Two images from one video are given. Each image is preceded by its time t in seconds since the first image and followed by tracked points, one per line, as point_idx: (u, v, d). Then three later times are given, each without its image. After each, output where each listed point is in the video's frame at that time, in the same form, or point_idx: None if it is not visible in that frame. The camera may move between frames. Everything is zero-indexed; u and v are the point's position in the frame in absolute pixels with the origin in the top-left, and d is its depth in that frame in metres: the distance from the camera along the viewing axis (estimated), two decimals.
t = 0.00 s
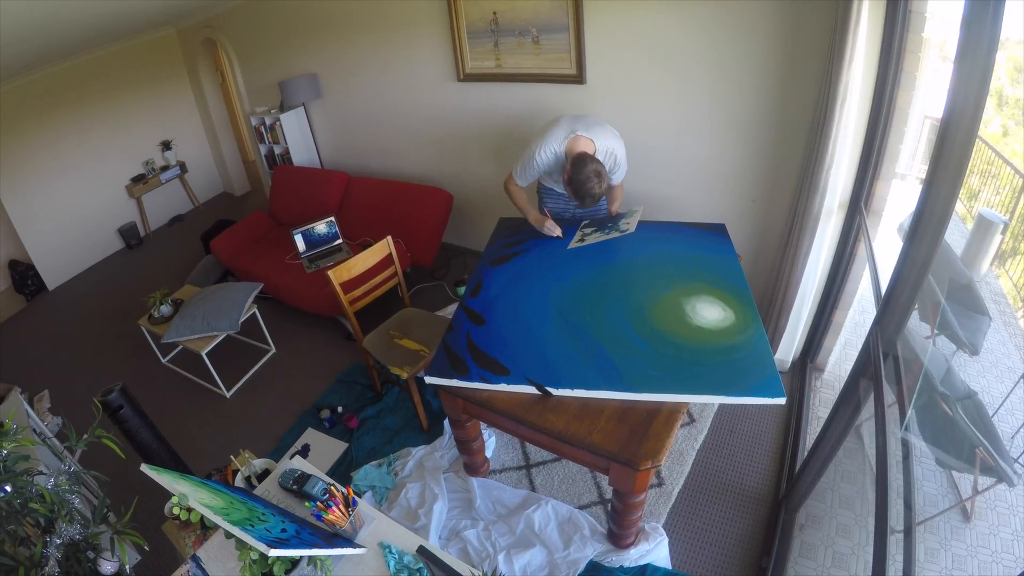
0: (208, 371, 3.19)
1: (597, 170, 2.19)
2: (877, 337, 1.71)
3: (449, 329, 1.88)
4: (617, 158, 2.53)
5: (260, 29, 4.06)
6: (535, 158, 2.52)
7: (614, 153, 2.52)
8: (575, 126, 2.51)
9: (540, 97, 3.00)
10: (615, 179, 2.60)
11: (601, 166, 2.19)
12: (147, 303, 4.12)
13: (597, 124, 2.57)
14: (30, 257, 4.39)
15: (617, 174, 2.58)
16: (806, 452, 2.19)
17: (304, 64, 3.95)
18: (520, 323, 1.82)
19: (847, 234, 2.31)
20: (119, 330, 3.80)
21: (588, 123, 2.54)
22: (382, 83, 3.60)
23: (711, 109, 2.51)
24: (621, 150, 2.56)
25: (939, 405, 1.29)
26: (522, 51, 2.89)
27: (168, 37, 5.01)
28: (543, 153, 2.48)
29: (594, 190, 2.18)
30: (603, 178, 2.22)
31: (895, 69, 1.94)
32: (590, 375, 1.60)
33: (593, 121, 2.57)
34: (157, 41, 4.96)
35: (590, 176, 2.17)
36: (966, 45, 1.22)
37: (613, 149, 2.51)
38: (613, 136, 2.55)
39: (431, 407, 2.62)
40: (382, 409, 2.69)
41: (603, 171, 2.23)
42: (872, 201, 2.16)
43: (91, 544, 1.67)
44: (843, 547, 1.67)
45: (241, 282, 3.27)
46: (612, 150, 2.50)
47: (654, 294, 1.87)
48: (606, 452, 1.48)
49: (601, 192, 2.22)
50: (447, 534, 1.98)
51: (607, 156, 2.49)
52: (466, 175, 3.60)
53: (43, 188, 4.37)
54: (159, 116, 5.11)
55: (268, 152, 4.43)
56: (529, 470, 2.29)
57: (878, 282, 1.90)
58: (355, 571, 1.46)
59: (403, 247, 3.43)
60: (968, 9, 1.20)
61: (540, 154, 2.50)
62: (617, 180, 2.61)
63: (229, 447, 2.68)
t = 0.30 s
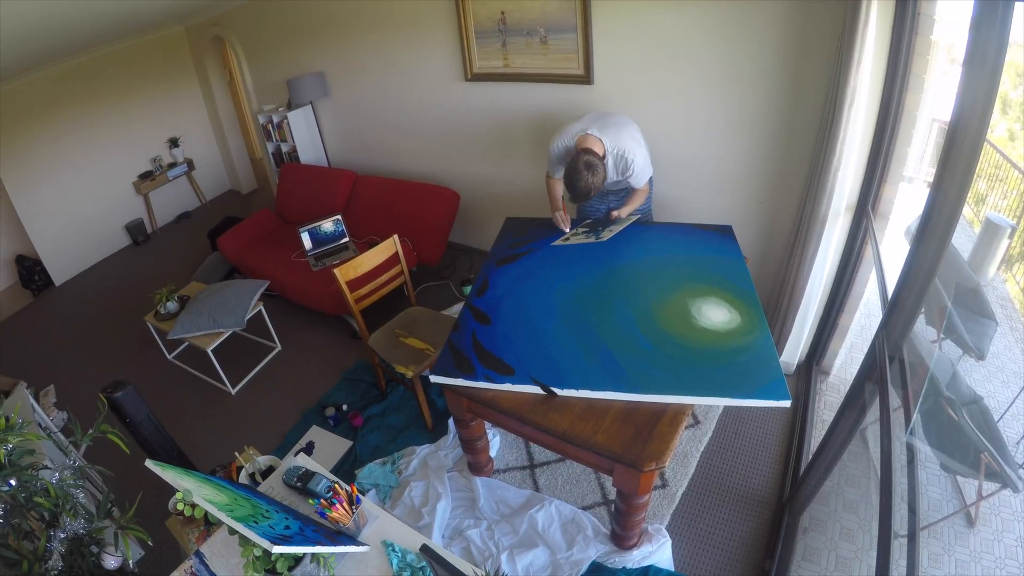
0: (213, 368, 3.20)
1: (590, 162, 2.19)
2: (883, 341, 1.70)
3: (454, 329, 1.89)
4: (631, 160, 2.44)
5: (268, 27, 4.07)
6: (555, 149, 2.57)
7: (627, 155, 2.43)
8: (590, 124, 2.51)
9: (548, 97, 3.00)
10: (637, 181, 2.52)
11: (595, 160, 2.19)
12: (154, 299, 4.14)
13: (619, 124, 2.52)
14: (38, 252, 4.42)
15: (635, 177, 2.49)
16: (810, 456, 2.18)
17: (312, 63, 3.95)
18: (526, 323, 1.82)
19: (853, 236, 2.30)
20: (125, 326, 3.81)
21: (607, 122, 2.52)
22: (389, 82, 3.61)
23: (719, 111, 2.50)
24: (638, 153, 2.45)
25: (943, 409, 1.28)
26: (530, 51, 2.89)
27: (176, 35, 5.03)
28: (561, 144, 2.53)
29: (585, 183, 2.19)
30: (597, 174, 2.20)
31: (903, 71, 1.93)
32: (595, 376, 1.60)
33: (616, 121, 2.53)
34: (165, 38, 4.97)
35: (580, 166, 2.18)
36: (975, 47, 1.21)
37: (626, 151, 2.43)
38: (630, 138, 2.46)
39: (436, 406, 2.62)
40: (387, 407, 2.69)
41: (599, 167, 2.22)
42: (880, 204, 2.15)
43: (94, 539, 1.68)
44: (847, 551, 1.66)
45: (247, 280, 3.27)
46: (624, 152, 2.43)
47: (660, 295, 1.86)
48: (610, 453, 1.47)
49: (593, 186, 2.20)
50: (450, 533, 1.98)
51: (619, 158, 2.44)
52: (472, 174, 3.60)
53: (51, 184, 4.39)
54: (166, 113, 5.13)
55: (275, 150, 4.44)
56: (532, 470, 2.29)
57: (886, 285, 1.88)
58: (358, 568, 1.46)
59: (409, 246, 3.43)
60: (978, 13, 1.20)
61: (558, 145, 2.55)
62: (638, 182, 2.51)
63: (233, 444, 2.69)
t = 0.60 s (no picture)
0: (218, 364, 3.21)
1: (607, 137, 2.21)
2: (889, 345, 1.69)
3: (460, 328, 1.89)
4: (642, 156, 2.44)
5: (277, 25, 4.08)
6: (567, 138, 2.59)
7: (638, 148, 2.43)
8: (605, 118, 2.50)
9: (555, 97, 2.99)
10: (644, 178, 2.51)
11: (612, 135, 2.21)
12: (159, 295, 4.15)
13: (633, 121, 2.52)
14: (44, 247, 4.44)
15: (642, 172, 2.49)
16: (814, 459, 2.17)
17: (319, 61, 3.96)
18: (532, 323, 1.82)
19: (860, 240, 2.29)
20: (131, 322, 3.83)
21: (621, 118, 2.51)
22: (397, 81, 3.61)
23: (727, 112, 2.50)
24: (649, 147, 2.46)
25: (949, 414, 1.28)
26: (538, 51, 2.89)
27: (185, 32, 5.05)
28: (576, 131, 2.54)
29: (600, 154, 2.19)
30: (612, 149, 2.21)
31: (911, 74, 1.92)
32: (599, 376, 1.60)
33: (631, 119, 2.53)
34: (174, 36, 4.99)
35: (597, 137, 2.20)
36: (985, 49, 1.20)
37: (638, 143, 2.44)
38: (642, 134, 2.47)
39: (441, 405, 2.62)
40: (391, 405, 2.70)
41: (615, 144, 2.23)
42: (887, 207, 2.14)
43: (98, 532, 1.69)
44: (850, 554, 1.65)
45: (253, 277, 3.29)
46: (637, 147, 2.42)
47: (666, 296, 1.86)
48: (614, 454, 1.47)
49: (607, 158, 2.21)
50: (454, 532, 1.98)
51: (632, 151, 2.43)
52: (479, 174, 3.60)
53: (58, 180, 4.41)
54: (174, 110, 5.15)
55: (283, 148, 4.46)
56: (536, 470, 2.29)
57: (893, 289, 1.88)
58: (361, 566, 1.46)
59: (416, 245, 3.43)
60: (985, 18, 1.19)
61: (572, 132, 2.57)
62: (645, 179, 2.51)
63: (237, 441, 2.70)
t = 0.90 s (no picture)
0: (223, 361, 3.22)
1: (610, 162, 2.18)
2: (895, 348, 1.69)
3: (465, 327, 1.89)
4: (648, 159, 2.43)
5: (285, 24, 4.09)
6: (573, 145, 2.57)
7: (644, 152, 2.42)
8: (611, 122, 2.51)
9: (563, 97, 2.99)
10: (652, 180, 2.50)
11: (616, 160, 2.18)
12: (166, 292, 4.17)
13: (639, 123, 2.52)
14: (52, 243, 4.47)
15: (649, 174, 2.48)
16: (819, 462, 2.16)
17: (327, 59, 3.97)
18: (538, 323, 1.82)
19: (867, 242, 2.28)
20: (138, 318, 3.85)
21: (627, 121, 2.51)
22: (404, 80, 3.61)
23: (734, 113, 2.49)
24: (655, 150, 2.44)
25: (954, 418, 1.26)
26: (546, 51, 2.89)
27: (193, 30, 5.07)
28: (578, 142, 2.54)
29: (605, 182, 2.18)
30: (617, 173, 2.20)
31: (920, 77, 1.92)
32: (604, 377, 1.60)
33: (636, 120, 2.53)
34: (182, 33, 5.01)
35: (601, 166, 2.18)
36: (994, 51, 1.20)
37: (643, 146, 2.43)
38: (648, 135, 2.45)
39: (446, 404, 2.62)
40: (396, 404, 2.70)
41: (619, 166, 2.21)
42: (895, 210, 2.13)
43: (102, 528, 1.72)
44: (853, 558, 1.65)
45: (260, 274, 3.30)
46: (642, 150, 2.42)
47: (672, 298, 1.85)
48: (618, 454, 1.47)
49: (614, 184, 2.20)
50: (457, 531, 1.98)
51: (637, 155, 2.44)
52: (486, 173, 3.60)
53: (66, 176, 4.43)
54: (182, 108, 5.17)
55: (290, 146, 4.47)
56: (540, 470, 2.29)
57: (900, 292, 1.87)
58: (364, 564, 1.47)
59: (422, 244, 3.44)
60: (997, 22, 1.18)
61: (576, 142, 2.56)
62: (653, 181, 2.50)
63: (242, 437, 2.71)
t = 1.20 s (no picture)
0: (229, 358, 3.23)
1: (612, 165, 2.18)
2: (900, 352, 1.68)
3: (471, 326, 1.89)
4: (654, 159, 2.43)
5: (293, 23, 4.10)
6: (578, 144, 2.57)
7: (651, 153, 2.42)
8: (615, 123, 2.50)
9: (570, 98, 2.99)
10: (659, 179, 2.50)
11: (617, 163, 2.18)
12: (172, 288, 4.18)
13: (643, 123, 2.51)
14: (59, 239, 4.49)
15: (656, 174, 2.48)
16: (823, 466, 2.16)
17: (335, 58, 3.98)
18: (543, 323, 1.82)
19: (874, 245, 2.27)
20: (144, 314, 3.86)
21: (632, 121, 2.51)
22: (411, 79, 3.62)
23: (742, 114, 2.49)
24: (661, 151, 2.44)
25: (960, 423, 1.26)
26: (554, 51, 2.89)
27: (201, 28, 5.08)
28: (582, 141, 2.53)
29: (607, 185, 2.18)
30: (619, 177, 2.19)
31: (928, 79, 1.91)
32: (609, 377, 1.60)
33: (641, 120, 2.52)
34: (190, 31, 5.02)
35: (602, 169, 2.17)
36: (1004, 54, 1.19)
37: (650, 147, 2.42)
38: (653, 136, 2.45)
39: (450, 403, 2.62)
40: (401, 402, 2.70)
41: (621, 170, 2.20)
42: (902, 214, 2.12)
43: (106, 523, 1.73)
44: (856, 562, 1.64)
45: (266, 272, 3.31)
46: (647, 150, 2.42)
47: (677, 299, 1.85)
48: (622, 455, 1.47)
49: (616, 187, 2.19)
50: (460, 530, 1.98)
51: (642, 156, 2.43)
52: (492, 173, 3.61)
53: (74, 173, 4.46)
54: (190, 105, 5.19)
55: (297, 144, 4.48)
56: (544, 470, 2.29)
57: (907, 296, 1.86)
58: (367, 562, 1.47)
59: (428, 243, 3.44)
60: (1006, 25, 1.18)
61: (580, 142, 2.55)
62: (660, 180, 2.50)
63: (246, 434, 2.72)
